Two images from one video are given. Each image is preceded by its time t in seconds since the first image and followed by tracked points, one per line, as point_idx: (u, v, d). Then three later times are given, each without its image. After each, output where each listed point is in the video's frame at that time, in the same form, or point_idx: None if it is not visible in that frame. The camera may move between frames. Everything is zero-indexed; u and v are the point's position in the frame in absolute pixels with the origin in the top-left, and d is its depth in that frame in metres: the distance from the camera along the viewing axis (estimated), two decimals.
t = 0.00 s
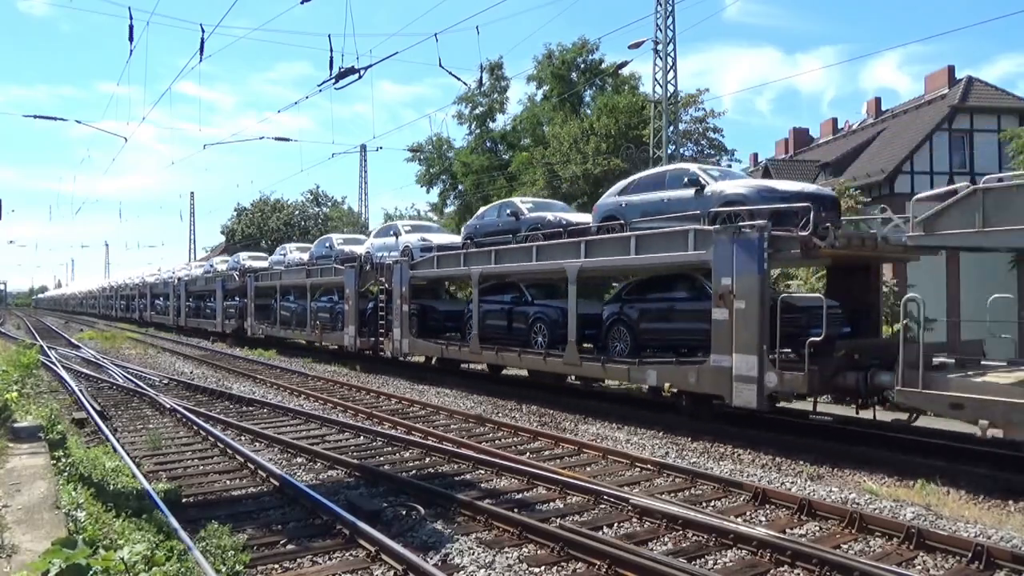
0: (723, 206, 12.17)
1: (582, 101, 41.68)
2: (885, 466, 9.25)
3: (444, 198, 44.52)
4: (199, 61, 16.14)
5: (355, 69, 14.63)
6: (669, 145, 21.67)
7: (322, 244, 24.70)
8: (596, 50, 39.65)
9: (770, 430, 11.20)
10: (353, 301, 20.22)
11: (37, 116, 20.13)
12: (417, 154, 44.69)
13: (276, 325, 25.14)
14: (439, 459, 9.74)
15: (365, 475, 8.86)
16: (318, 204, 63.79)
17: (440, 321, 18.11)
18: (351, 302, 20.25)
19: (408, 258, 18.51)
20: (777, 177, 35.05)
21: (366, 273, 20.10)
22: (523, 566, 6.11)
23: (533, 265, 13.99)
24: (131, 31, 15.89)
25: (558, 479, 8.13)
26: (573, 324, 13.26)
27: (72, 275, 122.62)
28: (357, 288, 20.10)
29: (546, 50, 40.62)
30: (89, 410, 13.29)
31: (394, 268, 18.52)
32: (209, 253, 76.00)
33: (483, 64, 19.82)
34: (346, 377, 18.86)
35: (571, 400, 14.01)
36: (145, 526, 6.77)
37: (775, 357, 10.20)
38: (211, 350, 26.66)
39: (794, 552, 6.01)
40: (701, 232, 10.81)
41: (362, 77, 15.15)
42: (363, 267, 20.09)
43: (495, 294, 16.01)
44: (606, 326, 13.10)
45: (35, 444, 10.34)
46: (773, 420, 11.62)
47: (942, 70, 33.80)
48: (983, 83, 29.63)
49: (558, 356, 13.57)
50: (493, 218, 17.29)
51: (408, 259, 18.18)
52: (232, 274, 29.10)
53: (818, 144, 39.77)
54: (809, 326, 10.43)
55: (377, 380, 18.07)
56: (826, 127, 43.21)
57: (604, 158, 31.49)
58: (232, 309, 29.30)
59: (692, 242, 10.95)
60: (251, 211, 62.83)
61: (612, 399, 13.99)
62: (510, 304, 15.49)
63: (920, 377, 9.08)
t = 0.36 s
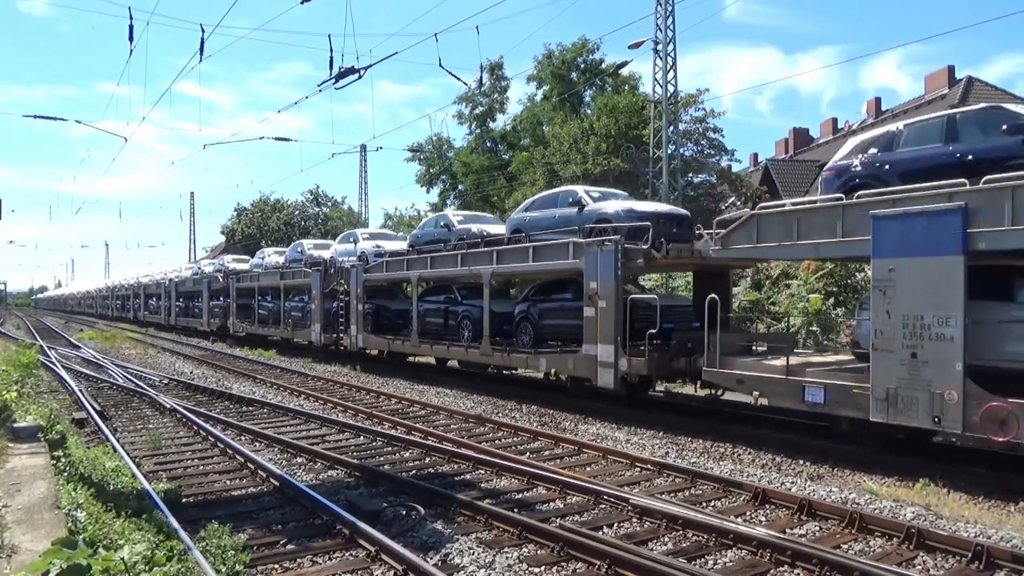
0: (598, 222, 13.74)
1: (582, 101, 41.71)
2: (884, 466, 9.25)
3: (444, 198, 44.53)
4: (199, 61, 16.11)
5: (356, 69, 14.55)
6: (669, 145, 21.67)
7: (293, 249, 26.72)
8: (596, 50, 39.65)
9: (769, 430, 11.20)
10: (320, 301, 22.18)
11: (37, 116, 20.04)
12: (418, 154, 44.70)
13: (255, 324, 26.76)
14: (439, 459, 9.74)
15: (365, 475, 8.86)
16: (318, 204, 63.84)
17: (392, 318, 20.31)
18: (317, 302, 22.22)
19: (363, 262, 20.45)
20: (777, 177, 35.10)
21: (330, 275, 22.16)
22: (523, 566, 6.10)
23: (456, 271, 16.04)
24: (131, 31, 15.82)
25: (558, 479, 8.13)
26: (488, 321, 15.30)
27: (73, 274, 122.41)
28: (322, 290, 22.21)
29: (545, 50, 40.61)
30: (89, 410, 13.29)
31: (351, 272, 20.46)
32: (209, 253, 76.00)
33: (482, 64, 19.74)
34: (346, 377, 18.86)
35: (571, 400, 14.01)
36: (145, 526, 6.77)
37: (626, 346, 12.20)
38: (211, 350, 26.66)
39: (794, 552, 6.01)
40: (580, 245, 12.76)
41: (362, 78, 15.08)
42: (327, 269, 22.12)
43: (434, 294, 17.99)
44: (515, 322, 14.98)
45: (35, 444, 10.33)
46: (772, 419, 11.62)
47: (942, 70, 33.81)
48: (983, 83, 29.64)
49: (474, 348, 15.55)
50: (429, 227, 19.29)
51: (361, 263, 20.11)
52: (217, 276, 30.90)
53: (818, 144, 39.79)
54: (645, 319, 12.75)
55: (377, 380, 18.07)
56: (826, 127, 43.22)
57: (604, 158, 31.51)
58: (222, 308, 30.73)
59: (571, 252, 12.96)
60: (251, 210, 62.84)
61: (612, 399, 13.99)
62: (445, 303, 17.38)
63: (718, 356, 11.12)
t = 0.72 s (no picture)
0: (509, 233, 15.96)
1: (582, 101, 41.69)
2: (884, 467, 9.25)
3: (444, 198, 44.53)
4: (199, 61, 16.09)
5: (355, 69, 14.57)
6: (669, 145, 21.67)
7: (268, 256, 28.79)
8: (596, 50, 39.66)
9: (769, 429, 11.20)
10: (292, 301, 24.43)
11: (37, 116, 20.00)
12: (418, 154, 44.71)
13: (242, 322, 28.57)
14: (439, 459, 9.74)
15: (365, 475, 8.85)
16: (318, 204, 63.88)
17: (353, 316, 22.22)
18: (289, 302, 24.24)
19: (326, 266, 22.55)
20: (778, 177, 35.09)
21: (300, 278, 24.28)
22: (523, 566, 6.11)
23: (401, 274, 18.11)
24: (131, 31, 15.78)
25: (558, 479, 8.13)
26: (424, 319, 17.40)
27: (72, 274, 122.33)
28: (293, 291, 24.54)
29: (545, 50, 40.60)
30: (89, 411, 13.29)
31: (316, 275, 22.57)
32: (209, 253, 75.99)
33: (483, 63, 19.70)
34: (346, 377, 18.85)
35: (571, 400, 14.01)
36: (145, 526, 6.77)
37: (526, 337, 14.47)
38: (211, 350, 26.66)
39: (794, 552, 6.01)
40: (492, 253, 14.97)
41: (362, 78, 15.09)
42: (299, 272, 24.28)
43: (385, 296, 20.15)
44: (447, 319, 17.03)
45: (35, 444, 10.33)
46: (772, 419, 11.63)
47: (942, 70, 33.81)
48: (983, 83, 29.63)
49: (414, 342, 17.78)
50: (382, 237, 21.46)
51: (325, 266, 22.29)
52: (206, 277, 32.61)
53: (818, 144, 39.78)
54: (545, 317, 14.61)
55: (377, 380, 18.07)
56: (826, 127, 43.21)
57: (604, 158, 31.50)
58: (214, 307, 31.98)
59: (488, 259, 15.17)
60: (251, 211, 62.83)
61: (612, 399, 13.99)
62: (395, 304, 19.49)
63: (588, 346, 13.33)
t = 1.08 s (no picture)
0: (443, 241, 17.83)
1: (582, 101, 41.70)
2: (883, 467, 9.25)
3: (445, 198, 44.53)
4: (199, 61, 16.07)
5: (355, 69, 14.58)
6: (669, 145, 21.67)
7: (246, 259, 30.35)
8: (596, 50, 39.68)
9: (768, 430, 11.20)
10: (267, 301, 25.82)
11: (37, 116, 20.00)
12: (418, 154, 44.72)
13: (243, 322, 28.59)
14: (439, 459, 9.74)
15: (365, 475, 8.85)
16: (318, 204, 63.93)
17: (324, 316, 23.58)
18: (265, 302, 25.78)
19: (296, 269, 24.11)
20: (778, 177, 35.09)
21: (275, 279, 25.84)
22: (523, 566, 6.11)
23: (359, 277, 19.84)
24: (131, 31, 15.77)
25: (558, 479, 8.13)
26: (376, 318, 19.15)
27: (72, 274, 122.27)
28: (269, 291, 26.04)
29: (545, 50, 40.61)
30: (89, 410, 13.29)
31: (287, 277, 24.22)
32: (209, 253, 76.04)
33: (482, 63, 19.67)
34: (346, 377, 18.85)
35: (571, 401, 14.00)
36: (145, 526, 6.77)
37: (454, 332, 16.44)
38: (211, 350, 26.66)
39: (794, 552, 6.01)
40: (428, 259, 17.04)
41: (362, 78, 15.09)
42: (273, 274, 25.78)
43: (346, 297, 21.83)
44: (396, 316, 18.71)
45: (35, 444, 10.33)
46: (772, 419, 11.63)
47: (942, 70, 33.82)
48: (983, 83, 29.65)
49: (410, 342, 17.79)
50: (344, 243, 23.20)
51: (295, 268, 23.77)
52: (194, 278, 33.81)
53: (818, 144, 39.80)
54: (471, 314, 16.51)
55: (377, 380, 18.06)
56: (825, 127, 43.23)
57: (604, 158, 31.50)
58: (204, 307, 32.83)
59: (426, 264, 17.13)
60: (251, 211, 62.82)
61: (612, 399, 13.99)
62: (354, 304, 21.13)
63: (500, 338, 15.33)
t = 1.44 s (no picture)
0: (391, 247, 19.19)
1: (582, 101, 41.71)
2: (883, 467, 9.25)
3: (444, 198, 44.57)
4: (199, 61, 16.06)
5: (355, 69, 14.58)
6: (669, 145, 21.67)
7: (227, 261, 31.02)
8: (596, 50, 39.68)
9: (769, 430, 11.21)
10: (247, 300, 26.35)
11: (37, 117, 20.02)
12: (418, 154, 44.73)
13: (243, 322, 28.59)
14: (439, 459, 9.74)
15: (365, 475, 8.85)
16: (318, 204, 63.99)
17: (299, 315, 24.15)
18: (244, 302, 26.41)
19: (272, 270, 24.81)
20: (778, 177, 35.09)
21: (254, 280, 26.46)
22: (523, 566, 6.10)
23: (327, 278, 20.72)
24: (131, 31, 15.75)
25: (558, 479, 8.13)
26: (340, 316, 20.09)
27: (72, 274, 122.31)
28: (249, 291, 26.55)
29: (545, 50, 40.59)
30: (89, 410, 13.30)
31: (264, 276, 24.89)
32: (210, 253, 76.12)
33: (483, 64, 19.66)
34: (346, 377, 18.86)
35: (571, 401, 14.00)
36: (145, 526, 6.77)
37: (399, 328, 17.95)
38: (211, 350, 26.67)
39: (794, 552, 6.01)
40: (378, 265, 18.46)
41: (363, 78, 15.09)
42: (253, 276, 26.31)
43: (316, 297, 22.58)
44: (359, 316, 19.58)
45: (34, 443, 10.34)
46: (772, 419, 11.63)
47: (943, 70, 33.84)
48: (983, 83, 29.66)
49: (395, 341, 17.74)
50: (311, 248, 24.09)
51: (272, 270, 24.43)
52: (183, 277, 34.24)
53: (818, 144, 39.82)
54: (415, 313, 18.07)
55: (377, 380, 18.06)
56: (825, 127, 43.26)
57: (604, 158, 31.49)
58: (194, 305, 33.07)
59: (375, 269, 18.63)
60: (251, 210, 62.84)
61: (611, 399, 13.99)
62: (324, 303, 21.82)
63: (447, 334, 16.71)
